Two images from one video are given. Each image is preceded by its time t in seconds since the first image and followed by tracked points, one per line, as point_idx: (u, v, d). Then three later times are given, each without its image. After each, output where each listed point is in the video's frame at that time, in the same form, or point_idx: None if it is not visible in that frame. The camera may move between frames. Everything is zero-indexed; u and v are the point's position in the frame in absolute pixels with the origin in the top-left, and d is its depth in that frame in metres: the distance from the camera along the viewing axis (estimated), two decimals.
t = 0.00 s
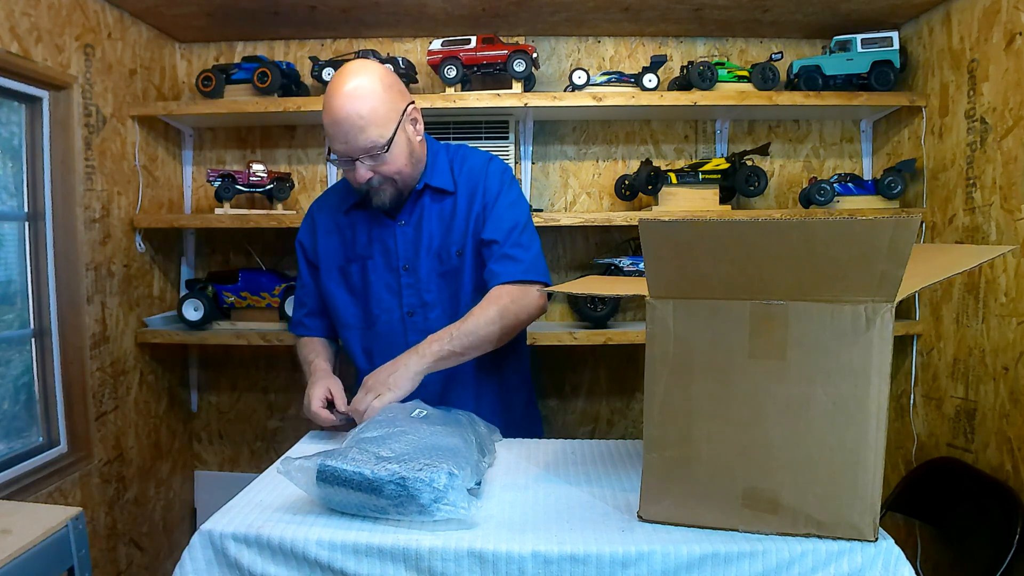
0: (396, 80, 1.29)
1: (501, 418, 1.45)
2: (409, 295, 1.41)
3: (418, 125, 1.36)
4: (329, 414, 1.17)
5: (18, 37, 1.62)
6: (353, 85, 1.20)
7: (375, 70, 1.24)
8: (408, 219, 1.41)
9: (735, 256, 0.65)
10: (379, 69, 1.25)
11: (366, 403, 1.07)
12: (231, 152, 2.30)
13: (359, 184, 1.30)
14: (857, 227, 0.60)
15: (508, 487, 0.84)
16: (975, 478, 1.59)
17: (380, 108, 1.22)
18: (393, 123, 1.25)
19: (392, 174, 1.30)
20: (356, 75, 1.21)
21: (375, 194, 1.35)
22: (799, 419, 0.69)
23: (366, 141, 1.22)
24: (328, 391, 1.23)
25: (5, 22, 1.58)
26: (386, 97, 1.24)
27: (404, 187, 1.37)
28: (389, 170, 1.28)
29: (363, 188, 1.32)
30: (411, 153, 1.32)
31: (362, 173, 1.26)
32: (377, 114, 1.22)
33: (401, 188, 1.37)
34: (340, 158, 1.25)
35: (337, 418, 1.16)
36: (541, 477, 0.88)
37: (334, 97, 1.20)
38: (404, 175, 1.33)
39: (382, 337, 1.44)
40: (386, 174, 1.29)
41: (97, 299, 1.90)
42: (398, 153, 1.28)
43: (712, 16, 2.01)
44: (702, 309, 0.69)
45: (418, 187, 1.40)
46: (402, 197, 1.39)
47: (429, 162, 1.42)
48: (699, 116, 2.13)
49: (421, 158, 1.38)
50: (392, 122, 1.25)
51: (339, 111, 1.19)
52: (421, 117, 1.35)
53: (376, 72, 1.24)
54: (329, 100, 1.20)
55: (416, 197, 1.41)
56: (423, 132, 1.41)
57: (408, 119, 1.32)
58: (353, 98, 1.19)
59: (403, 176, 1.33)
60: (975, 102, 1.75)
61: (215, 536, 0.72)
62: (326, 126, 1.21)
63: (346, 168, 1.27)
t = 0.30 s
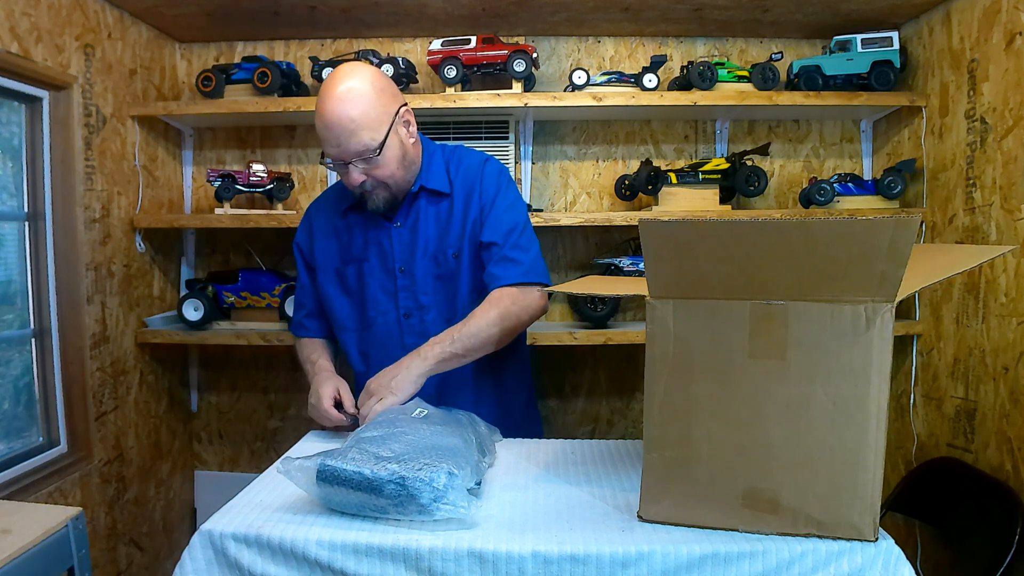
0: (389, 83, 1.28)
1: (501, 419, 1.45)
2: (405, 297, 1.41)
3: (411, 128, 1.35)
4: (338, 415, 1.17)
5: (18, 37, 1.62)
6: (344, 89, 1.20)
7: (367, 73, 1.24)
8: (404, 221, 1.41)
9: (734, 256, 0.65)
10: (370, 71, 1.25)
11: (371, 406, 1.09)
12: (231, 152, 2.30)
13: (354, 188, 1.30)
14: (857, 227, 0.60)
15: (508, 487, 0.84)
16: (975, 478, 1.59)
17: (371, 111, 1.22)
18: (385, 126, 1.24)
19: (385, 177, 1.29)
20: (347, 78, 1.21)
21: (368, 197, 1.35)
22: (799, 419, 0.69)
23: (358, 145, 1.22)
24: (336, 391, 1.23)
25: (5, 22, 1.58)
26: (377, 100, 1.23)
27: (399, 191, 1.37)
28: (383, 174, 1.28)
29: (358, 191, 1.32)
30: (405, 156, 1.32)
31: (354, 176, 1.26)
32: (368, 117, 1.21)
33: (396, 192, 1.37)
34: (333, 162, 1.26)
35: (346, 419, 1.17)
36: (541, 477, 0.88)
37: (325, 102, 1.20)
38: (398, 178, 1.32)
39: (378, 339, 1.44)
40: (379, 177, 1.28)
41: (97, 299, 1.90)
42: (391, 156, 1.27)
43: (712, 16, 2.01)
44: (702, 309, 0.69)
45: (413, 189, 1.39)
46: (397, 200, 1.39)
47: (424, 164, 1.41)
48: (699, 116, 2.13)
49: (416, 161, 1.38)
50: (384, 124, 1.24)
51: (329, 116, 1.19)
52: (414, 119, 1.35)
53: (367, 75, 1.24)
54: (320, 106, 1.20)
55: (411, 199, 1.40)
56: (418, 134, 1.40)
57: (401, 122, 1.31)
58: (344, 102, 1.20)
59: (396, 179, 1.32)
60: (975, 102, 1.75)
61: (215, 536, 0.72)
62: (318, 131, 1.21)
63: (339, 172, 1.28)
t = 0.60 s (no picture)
0: (386, 84, 1.28)
1: (500, 419, 1.45)
2: (403, 298, 1.41)
3: (407, 129, 1.35)
4: (342, 416, 1.17)
5: (18, 37, 1.62)
6: (340, 90, 1.20)
7: (364, 73, 1.24)
8: (401, 222, 1.41)
9: (734, 255, 0.65)
10: (368, 72, 1.25)
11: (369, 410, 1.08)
12: (231, 152, 2.30)
13: (352, 189, 1.30)
14: (858, 226, 0.60)
15: (508, 487, 0.84)
16: (974, 478, 1.59)
17: (368, 112, 1.22)
18: (383, 127, 1.24)
19: (383, 179, 1.29)
20: (344, 80, 1.21)
21: (366, 199, 1.35)
22: (799, 419, 0.69)
23: (356, 147, 1.22)
24: (340, 392, 1.23)
25: (5, 22, 1.58)
26: (374, 101, 1.23)
27: (397, 192, 1.37)
28: (380, 175, 1.28)
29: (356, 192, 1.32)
30: (402, 157, 1.32)
31: (352, 178, 1.26)
32: (366, 119, 1.21)
33: (394, 193, 1.37)
34: (331, 163, 1.26)
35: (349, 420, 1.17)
36: (541, 477, 0.88)
37: (322, 103, 1.20)
38: (396, 179, 1.32)
39: (375, 340, 1.44)
40: (377, 179, 1.28)
41: (97, 299, 1.90)
42: (388, 157, 1.27)
43: (712, 17, 2.01)
44: (702, 309, 0.69)
45: (410, 190, 1.39)
46: (395, 201, 1.39)
47: (422, 165, 1.41)
48: (699, 116, 2.13)
49: (414, 161, 1.38)
50: (381, 125, 1.24)
51: (326, 117, 1.19)
52: (411, 120, 1.35)
53: (365, 75, 1.24)
54: (319, 107, 1.20)
55: (409, 200, 1.41)
56: (416, 135, 1.40)
57: (398, 123, 1.31)
58: (341, 103, 1.19)
59: (394, 181, 1.32)
60: (975, 102, 1.75)
61: (215, 536, 0.72)
62: (315, 132, 1.21)
63: (338, 174, 1.28)
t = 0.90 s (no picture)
0: (386, 84, 1.28)
1: (499, 419, 1.45)
2: (402, 298, 1.41)
3: (407, 129, 1.35)
4: (341, 416, 1.17)
5: (18, 37, 1.62)
6: (340, 91, 1.20)
7: (363, 74, 1.24)
8: (400, 222, 1.41)
9: (735, 255, 0.65)
10: (367, 72, 1.25)
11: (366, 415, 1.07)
12: (231, 152, 2.30)
13: (352, 190, 1.30)
14: (858, 227, 0.60)
15: (508, 487, 0.84)
16: (975, 478, 1.59)
17: (368, 113, 1.22)
18: (382, 128, 1.24)
19: (383, 180, 1.29)
20: (343, 80, 1.21)
21: (365, 199, 1.35)
22: (799, 419, 0.69)
23: (356, 147, 1.22)
24: (338, 392, 1.23)
25: (5, 22, 1.57)
26: (374, 101, 1.23)
27: (396, 193, 1.37)
28: (380, 176, 1.28)
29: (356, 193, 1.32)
30: (402, 157, 1.32)
31: (352, 178, 1.26)
32: (365, 119, 1.21)
33: (393, 194, 1.36)
34: (331, 164, 1.26)
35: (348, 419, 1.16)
36: (541, 477, 0.88)
37: (322, 104, 1.20)
38: (395, 180, 1.32)
39: (374, 340, 1.44)
40: (377, 180, 1.28)
41: (97, 299, 1.90)
42: (388, 158, 1.27)
43: (712, 17, 2.01)
44: (702, 309, 0.69)
45: (410, 191, 1.39)
46: (394, 201, 1.39)
47: (421, 165, 1.41)
48: (699, 116, 2.13)
49: (413, 162, 1.38)
50: (381, 126, 1.24)
51: (326, 118, 1.19)
52: (411, 121, 1.35)
53: (365, 75, 1.24)
54: (318, 107, 1.20)
55: (408, 200, 1.41)
56: (415, 135, 1.40)
57: (398, 123, 1.31)
58: (340, 104, 1.19)
59: (393, 181, 1.32)
60: (975, 102, 1.75)
61: (215, 536, 0.72)
62: (315, 133, 1.21)
63: (337, 175, 1.28)
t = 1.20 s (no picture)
0: (385, 84, 1.28)
1: (499, 419, 1.45)
2: (401, 298, 1.41)
3: (407, 129, 1.35)
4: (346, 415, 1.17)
5: (18, 37, 1.62)
6: (339, 91, 1.20)
7: (362, 74, 1.24)
8: (400, 222, 1.41)
9: (735, 255, 0.65)
10: (367, 72, 1.25)
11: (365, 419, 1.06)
12: (231, 152, 2.30)
13: (352, 190, 1.30)
14: (858, 227, 0.60)
15: (508, 487, 0.84)
16: (974, 478, 1.59)
17: (367, 113, 1.22)
18: (382, 128, 1.24)
19: (383, 180, 1.29)
20: (343, 80, 1.21)
21: (365, 199, 1.35)
22: (799, 419, 0.69)
23: (356, 148, 1.22)
24: (342, 391, 1.23)
25: (5, 22, 1.58)
26: (374, 101, 1.23)
27: (396, 194, 1.37)
28: (380, 176, 1.28)
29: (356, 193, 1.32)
30: (402, 157, 1.32)
31: (352, 179, 1.26)
32: (365, 119, 1.21)
33: (393, 194, 1.36)
34: (331, 165, 1.26)
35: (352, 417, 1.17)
36: (541, 477, 0.88)
37: (322, 104, 1.20)
38: (395, 181, 1.32)
39: (374, 340, 1.44)
40: (377, 180, 1.28)
41: (96, 299, 1.90)
42: (388, 158, 1.27)
43: (712, 16, 2.01)
44: (702, 309, 0.69)
45: (410, 191, 1.39)
46: (393, 201, 1.39)
47: (422, 166, 1.41)
48: (699, 116, 2.13)
49: (413, 162, 1.38)
50: (381, 126, 1.24)
51: (326, 118, 1.19)
52: (411, 121, 1.35)
53: (364, 75, 1.24)
54: (318, 108, 1.20)
55: (408, 201, 1.41)
56: (415, 136, 1.40)
57: (398, 123, 1.31)
58: (340, 104, 1.19)
59: (393, 182, 1.32)
60: (975, 102, 1.75)
61: (215, 536, 0.72)
62: (315, 133, 1.21)
63: (338, 175, 1.28)
